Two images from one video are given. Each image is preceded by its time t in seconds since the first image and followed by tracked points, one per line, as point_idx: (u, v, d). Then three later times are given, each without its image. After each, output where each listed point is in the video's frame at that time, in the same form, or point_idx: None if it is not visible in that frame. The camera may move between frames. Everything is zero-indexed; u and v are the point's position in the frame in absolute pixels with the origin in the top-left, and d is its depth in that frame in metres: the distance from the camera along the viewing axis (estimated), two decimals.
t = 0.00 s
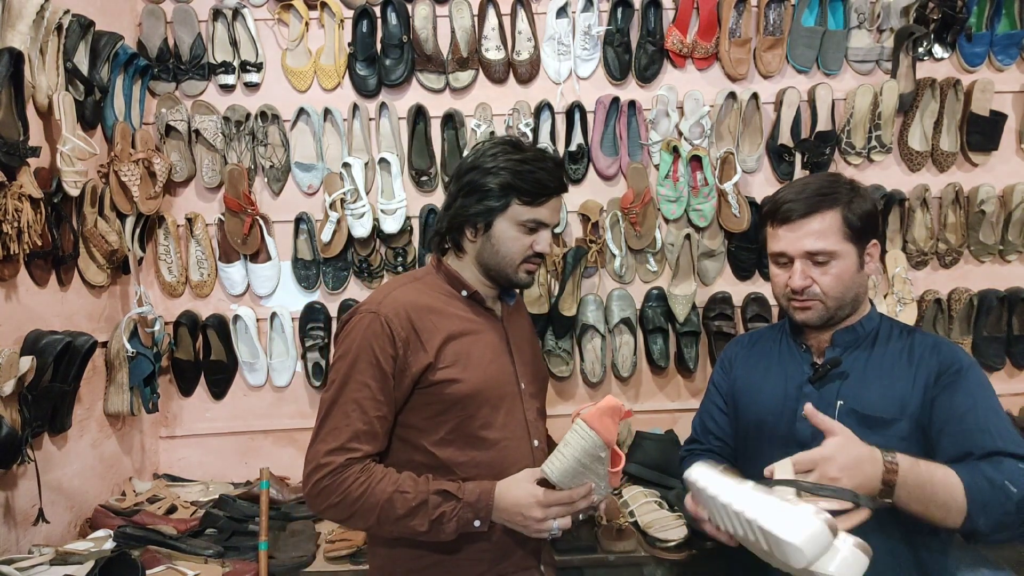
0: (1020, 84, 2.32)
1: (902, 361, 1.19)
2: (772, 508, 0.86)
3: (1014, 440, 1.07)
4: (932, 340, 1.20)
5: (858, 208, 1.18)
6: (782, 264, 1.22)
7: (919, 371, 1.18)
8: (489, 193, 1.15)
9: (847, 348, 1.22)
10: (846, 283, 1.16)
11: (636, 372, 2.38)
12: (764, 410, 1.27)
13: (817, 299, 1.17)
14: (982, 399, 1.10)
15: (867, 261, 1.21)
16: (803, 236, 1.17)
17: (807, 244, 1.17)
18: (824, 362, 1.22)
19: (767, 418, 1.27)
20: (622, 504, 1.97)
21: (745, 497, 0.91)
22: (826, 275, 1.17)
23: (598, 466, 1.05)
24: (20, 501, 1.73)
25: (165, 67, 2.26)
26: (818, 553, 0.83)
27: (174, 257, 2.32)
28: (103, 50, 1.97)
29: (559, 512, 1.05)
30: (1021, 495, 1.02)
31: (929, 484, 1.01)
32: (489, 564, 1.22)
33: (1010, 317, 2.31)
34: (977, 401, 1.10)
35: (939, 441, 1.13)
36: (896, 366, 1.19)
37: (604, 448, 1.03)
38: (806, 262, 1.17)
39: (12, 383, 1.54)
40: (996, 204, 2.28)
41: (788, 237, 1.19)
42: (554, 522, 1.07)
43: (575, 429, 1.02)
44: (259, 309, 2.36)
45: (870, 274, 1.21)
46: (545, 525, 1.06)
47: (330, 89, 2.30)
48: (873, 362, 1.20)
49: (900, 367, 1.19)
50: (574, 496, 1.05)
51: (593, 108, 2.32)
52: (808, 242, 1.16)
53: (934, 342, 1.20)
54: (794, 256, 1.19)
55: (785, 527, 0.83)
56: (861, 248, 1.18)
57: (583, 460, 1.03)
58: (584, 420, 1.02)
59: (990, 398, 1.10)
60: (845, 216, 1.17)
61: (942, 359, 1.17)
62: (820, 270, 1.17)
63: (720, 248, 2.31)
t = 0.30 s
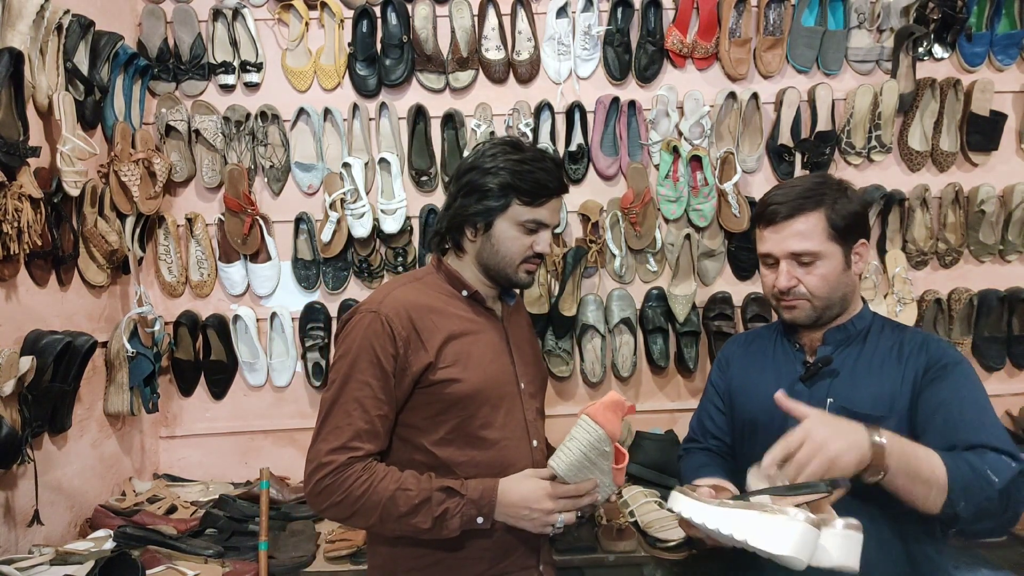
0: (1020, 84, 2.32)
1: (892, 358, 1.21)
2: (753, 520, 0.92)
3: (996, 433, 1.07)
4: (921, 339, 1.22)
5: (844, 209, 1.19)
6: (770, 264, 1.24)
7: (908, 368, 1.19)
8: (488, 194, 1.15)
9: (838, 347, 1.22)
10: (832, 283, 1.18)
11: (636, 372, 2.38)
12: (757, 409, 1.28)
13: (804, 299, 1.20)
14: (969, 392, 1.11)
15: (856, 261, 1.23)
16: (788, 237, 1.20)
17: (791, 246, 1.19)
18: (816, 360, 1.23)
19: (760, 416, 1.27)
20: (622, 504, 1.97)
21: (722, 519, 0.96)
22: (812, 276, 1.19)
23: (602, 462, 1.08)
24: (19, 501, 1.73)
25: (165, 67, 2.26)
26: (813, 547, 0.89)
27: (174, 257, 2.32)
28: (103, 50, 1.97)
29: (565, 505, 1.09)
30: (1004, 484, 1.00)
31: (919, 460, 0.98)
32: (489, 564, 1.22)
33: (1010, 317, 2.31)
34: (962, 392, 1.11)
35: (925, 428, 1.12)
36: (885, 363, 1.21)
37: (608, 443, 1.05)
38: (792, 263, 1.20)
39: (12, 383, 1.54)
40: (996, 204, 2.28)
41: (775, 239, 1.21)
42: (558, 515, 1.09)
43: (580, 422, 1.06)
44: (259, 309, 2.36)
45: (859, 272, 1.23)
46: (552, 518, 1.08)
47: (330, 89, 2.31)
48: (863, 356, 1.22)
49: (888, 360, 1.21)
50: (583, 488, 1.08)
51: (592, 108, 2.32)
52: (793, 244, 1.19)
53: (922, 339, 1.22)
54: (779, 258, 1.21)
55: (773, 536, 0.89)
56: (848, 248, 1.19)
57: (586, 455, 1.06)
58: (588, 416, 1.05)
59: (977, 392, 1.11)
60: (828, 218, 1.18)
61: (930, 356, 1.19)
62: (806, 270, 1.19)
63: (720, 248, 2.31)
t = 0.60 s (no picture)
0: (1020, 84, 2.32)
1: (887, 361, 1.20)
2: (773, 443, 0.94)
3: (983, 453, 1.10)
4: (917, 342, 1.21)
5: (833, 205, 1.23)
6: (762, 259, 1.27)
7: (902, 372, 1.18)
8: (489, 194, 1.15)
9: (828, 349, 1.24)
10: (822, 277, 1.20)
11: (636, 372, 2.38)
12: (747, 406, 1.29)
13: (797, 292, 1.21)
14: (962, 409, 1.12)
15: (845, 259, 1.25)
16: (777, 230, 1.23)
17: (780, 238, 1.22)
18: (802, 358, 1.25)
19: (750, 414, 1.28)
20: (622, 504, 1.97)
21: (747, 462, 0.98)
22: (802, 268, 1.20)
23: (598, 463, 1.10)
24: (20, 501, 1.73)
25: (165, 67, 2.26)
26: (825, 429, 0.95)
27: (174, 257, 2.32)
28: (103, 50, 1.97)
29: (571, 512, 1.07)
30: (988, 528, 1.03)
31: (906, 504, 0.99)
32: (490, 564, 1.22)
33: (1010, 317, 2.31)
34: (957, 410, 1.12)
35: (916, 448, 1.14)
36: (880, 366, 1.20)
37: (604, 444, 1.09)
38: (783, 255, 1.22)
39: (12, 383, 1.54)
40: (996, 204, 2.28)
41: (764, 233, 1.25)
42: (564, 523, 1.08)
43: (578, 421, 1.10)
44: (259, 309, 2.36)
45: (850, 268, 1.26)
46: (554, 526, 1.07)
47: (330, 89, 2.30)
48: (857, 365, 1.21)
49: (884, 370, 1.19)
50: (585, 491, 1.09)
51: (593, 108, 2.32)
52: (781, 235, 1.22)
53: (917, 345, 1.21)
54: (770, 251, 1.24)
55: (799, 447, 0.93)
56: (838, 243, 1.22)
57: (583, 454, 1.09)
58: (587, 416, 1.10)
59: (969, 407, 1.13)
60: (818, 213, 1.22)
61: (926, 362, 1.18)
62: (797, 263, 1.21)
63: (720, 248, 2.31)
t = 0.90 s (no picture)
0: (1020, 84, 2.32)
1: (868, 359, 1.21)
2: (796, 409, 0.97)
3: (950, 453, 1.11)
4: (900, 342, 1.21)
5: (824, 200, 1.23)
6: (755, 257, 1.27)
7: (881, 369, 1.18)
8: (490, 193, 1.15)
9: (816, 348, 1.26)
10: (816, 270, 1.21)
11: (636, 372, 2.38)
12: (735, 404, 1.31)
13: (790, 286, 1.22)
14: (938, 405, 1.12)
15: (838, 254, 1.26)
16: (769, 226, 1.23)
17: (773, 233, 1.22)
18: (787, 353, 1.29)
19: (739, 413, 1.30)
20: (622, 504, 1.97)
21: (767, 432, 1.01)
22: (796, 262, 1.21)
23: (586, 469, 1.10)
24: (20, 501, 1.73)
25: (165, 67, 2.26)
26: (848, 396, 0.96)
27: (174, 257, 2.32)
28: (103, 50, 1.97)
29: (571, 527, 1.05)
30: (921, 519, 1.06)
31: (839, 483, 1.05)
32: (493, 564, 1.22)
33: (1010, 317, 2.31)
34: (932, 406, 1.12)
35: (880, 439, 1.15)
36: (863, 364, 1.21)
37: (591, 451, 1.09)
38: (775, 250, 1.22)
39: (12, 383, 1.54)
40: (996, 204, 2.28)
41: (755, 229, 1.25)
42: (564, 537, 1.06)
43: (563, 429, 1.11)
44: (259, 309, 2.36)
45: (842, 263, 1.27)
46: (556, 539, 1.05)
47: (330, 89, 2.30)
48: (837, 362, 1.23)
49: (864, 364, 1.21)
50: (579, 498, 1.07)
51: (592, 108, 2.32)
52: (773, 230, 1.22)
53: (903, 343, 1.21)
54: (763, 247, 1.24)
55: (821, 415, 0.95)
56: (830, 238, 1.22)
57: (569, 461, 1.08)
58: (573, 423, 1.10)
59: (947, 404, 1.12)
60: (810, 209, 1.22)
61: (906, 359, 1.18)
62: (790, 257, 1.21)
63: (720, 248, 2.31)
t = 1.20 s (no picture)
0: (1020, 84, 2.32)
1: (851, 357, 1.21)
2: (756, 403, 0.98)
3: (927, 452, 1.11)
4: (884, 341, 1.21)
5: (808, 200, 1.25)
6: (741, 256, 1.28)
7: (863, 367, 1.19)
8: (489, 193, 1.15)
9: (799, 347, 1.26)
10: (802, 269, 1.22)
11: (636, 372, 2.38)
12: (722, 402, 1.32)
13: (776, 286, 1.23)
14: (919, 406, 1.13)
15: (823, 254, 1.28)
16: (754, 225, 1.24)
17: (758, 233, 1.24)
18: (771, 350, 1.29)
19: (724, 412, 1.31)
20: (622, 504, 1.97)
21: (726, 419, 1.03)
22: (781, 262, 1.22)
23: (584, 470, 1.11)
24: (20, 501, 1.73)
25: (165, 66, 2.26)
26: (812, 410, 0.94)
27: (174, 257, 2.32)
28: (103, 50, 1.97)
29: (574, 526, 1.05)
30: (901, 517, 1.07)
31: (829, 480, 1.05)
32: (494, 564, 1.22)
33: (1010, 317, 2.31)
34: (910, 404, 1.12)
35: (858, 436, 1.16)
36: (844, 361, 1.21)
37: (588, 453, 1.10)
38: (761, 250, 1.24)
39: (12, 383, 1.54)
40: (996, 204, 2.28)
41: (741, 229, 1.27)
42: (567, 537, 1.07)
43: (560, 432, 1.12)
44: (259, 309, 2.36)
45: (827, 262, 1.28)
46: (558, 537, 1.05)
47: (330, 89, 2.31)
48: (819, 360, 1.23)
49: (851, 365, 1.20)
50: (582, 497, 1.07)
51: (592, 108, 2.32)
52: (760, 228, 1.23)
53: (886, 343, 1.21)
54: (749, 247, 1.25)
55: (776, 415, 0.95)
56: (814, 238, 1.23)
57: (567, 464, 1.10)
58: (569, 427, 1.11)
59: (928, 405, 1.13)
60: (795, 208, 1.23)
61: (888, 358, 1.18)
62: (775, 257, 1.23)
63: (720, 248, 2.31)
